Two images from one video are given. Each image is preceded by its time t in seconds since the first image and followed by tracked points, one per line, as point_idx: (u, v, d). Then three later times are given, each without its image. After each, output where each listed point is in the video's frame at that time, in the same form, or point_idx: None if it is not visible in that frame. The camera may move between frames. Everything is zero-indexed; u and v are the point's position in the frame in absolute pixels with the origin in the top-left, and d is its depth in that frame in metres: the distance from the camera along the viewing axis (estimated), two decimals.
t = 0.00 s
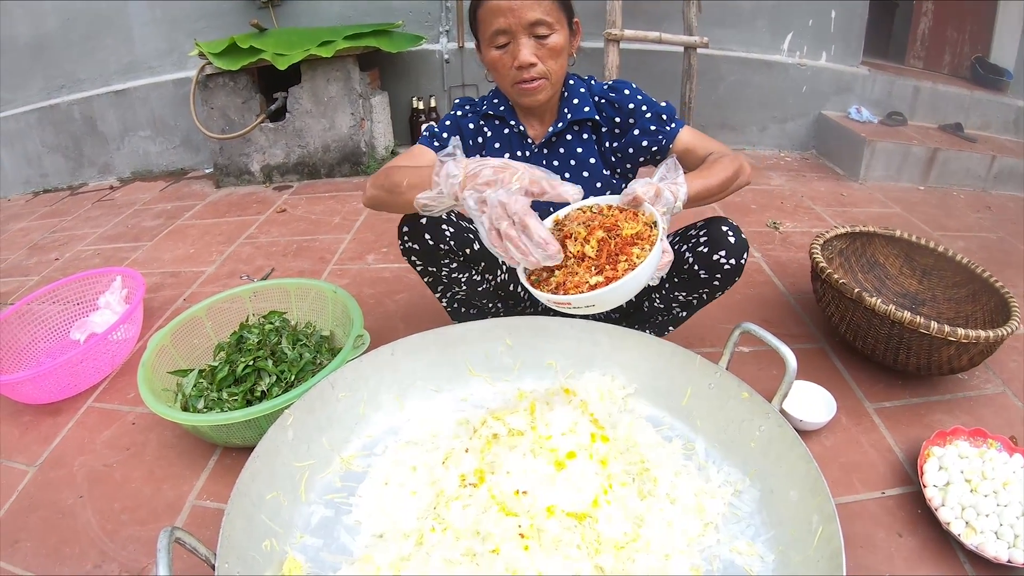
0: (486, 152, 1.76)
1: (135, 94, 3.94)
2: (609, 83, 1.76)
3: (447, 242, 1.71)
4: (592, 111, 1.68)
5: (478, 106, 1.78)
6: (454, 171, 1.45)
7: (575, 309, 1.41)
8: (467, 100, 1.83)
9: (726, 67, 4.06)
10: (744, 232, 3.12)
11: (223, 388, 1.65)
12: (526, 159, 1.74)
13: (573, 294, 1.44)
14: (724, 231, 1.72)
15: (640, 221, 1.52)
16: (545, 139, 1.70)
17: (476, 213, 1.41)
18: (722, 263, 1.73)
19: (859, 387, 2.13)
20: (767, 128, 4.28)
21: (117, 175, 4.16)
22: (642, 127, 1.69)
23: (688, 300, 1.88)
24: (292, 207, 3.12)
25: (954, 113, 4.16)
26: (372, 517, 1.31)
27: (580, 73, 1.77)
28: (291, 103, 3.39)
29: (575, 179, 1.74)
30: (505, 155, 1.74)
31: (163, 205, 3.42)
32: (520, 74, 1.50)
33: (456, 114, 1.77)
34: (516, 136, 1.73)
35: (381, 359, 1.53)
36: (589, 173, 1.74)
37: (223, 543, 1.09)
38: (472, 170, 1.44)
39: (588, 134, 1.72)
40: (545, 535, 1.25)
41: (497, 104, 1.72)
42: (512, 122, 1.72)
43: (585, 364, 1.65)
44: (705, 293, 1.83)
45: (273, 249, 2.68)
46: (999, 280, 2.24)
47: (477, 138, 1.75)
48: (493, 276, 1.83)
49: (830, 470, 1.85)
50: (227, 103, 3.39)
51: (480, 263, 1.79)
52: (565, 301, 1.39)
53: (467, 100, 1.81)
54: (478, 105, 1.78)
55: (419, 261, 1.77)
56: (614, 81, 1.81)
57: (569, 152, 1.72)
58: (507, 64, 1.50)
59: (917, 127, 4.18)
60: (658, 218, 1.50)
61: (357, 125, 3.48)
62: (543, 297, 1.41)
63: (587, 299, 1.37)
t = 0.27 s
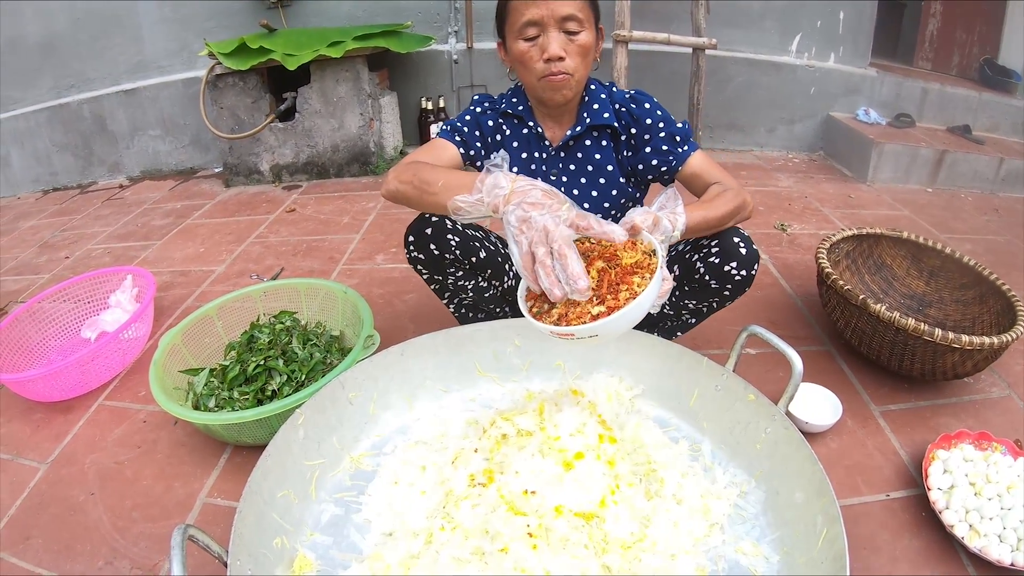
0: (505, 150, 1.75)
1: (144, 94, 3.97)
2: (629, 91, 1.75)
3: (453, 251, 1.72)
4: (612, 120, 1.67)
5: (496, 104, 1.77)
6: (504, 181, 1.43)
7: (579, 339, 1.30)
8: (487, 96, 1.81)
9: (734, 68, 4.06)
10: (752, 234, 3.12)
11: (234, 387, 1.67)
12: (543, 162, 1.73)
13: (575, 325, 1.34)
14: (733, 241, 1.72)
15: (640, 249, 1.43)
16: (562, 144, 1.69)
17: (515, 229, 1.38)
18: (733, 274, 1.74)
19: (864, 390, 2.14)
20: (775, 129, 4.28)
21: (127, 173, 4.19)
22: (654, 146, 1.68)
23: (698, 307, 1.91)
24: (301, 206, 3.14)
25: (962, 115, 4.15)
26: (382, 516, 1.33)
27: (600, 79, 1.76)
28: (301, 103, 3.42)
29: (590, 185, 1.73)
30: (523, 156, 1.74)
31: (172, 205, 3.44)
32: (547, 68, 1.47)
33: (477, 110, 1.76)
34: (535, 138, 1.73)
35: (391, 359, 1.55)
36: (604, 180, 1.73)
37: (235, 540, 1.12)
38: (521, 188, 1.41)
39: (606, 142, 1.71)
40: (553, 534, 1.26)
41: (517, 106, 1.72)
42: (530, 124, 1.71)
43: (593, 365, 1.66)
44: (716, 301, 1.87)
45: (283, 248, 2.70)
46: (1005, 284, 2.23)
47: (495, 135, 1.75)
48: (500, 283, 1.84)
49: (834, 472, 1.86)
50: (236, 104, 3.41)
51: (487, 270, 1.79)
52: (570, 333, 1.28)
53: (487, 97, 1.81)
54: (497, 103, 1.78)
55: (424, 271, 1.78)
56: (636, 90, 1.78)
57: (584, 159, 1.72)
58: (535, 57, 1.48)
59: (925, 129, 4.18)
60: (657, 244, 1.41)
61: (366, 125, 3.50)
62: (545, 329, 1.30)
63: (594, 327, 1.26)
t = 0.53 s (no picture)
0: (524, 145, 1.71)
1: (148, 92, 3.98)
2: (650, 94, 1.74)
3: (455, 265, 1.70)
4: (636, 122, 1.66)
5: (520, 97, 1.71)
6: (535, 191, 1.44)
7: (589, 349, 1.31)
8: (509, 87, 1.75)
9: (737, 70, 4.06)
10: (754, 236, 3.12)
11: (236, 384, 1.67)
12: (563, 160, 1.69)
13: (585, 334, 1.34)
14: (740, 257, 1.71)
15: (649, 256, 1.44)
16: (584, 143, 1.66)
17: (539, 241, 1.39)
18: (735, 291, 1.75)
19: (865, 392, 2.13)
20: (777, 132, 4.28)
21: (130, 171, 4.20)
22: (671, 152, 1.69)
23: (698, 319, 1.91)
24: (304, 205, 3.15)
25: (966, 119, 4.15)
26: (382, 514, 1.33)
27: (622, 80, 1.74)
28: (304, 102, 3.43)
29: (608, 186, 1.71)
30: (543, 152, 1.70)
31: (176, 202, 3.45)
32: (579, 63, 1.45)
33: (500, 102, 1.70)
34: (556, 134, 1.68)
35: (392, 357, 1.55)
36: (622, 181, 1.71)
37: (235, 536, 1.12)
38: (551, 201, 1.42)
39: (627, 143, 1.69)
40: (552, 533, 1.26)
41: (541, 101, 1.67)
42: (554, 120, 1.66)
43: (594, 365, 1.67)
44: (715, 313, 1.86)
45: (285, 246, 2.71)
46: (1008, 288, 2.23)
47: (517, 129, 1.69)
48: (503, 293, 1.79)
49: (835, 474, 1.85)
50: (239, 102, 3.42)
51: (489, 281, 1.75)
52: (581, 342, 1.29)
53: (508, 88, 1.74)
54: (520, 95, 1.72)
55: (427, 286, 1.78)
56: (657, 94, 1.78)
57: (604, 159, 1.69)
58: (568, 51, 1.45)
59: (927, 132, 4.18)
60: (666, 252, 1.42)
61: (369, 125, 3.51)
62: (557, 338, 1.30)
63: (605, 338, 1.27)
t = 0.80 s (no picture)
0: (526, 142, 1.69)
1: (144, 89, 3.97)
2: (651, 96, 1.75)
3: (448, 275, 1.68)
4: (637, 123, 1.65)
5: (523, 94, 1.69)
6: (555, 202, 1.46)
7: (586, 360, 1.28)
8: (511, 83, 1.74)
9: (734, 72, 4.05)
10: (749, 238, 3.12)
11: (226, 384, 1.66)
12: (563, 159, 1.68)
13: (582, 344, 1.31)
14: (734, 265, 1.71)
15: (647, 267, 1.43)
16: (586, 142, 1.65)
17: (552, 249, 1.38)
18: (729, 298, 1.74)
19: (859, 396, 2.13)
20: (774, 134, 4.28)
21: (126, 169, 4.19)
22: (670, 154, 1.69)
23: (691, 326, 1.91)
24: (299, 204, 3.14)
25: (963, 122, 4.15)
26: (371, 515, 1.32)
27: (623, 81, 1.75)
28: (301, 101, 3.42)
29: (607, 186, 1.70)
30: (545, 151, 1.68)
31: (171, 200, 3.44)
32: (589, 65, 1.44)
33: (504, 99, 1.68)
34: (558, 133, 1.67)
35: (383, 358, 1.55)
36: (622, 181, 1.71)
37: (223, 536, 1.11)
38: (568, 213, 1.44)
39: (627, 144, 1.68)
40: (541, 536, 1.26)
41: (544, 99, 1.66)
42: (557, 117, 1.65)
43: (586, 367, 1.66)
44: (708, 320, 1.86)
45: (280, 246, 2.70)
46: (1003, 293, 2.23)
47: (519, 126, 1.68)
48: (497, 300, 1.79)
49: (828, 478, 1.85)
50: (235, 100, 3.41)
51: (483, 289, 1.74)
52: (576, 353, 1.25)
53: (512, 85, 1.72)
54: (522, 92, 1.70)
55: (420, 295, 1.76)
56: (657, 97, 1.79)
57: (604, 160, 1.69)
58: (578, 50, 1.44)
59: (924, 135, 4.18)
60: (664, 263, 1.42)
61: (365, 124, 3.50)
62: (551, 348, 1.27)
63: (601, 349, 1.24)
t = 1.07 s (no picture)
0: (522, 144, 1.69)
1: (141, 90, 3.96)
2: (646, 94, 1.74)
3: (443, 278, 1.69)
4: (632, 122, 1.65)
5: (517, 97, 1.69)
6: (527, 220, 1.41)
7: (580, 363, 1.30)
8: (505, 87, 1.74)
9: (731, 72, 4.05)
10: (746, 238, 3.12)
11: (222, 386, 1.66)
12: (560, 159, 1.68)
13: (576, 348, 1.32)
14: (733, 263, 1.71)
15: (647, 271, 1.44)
16: (582, 143, 1.65)
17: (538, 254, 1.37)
18: (726, 296, 1.75)
19: (855, 395, 2.14)
20: (771, 133, 4.28)
21: (122, 169, 4.18)
22: (666, 154, 1.68)
23: (689, 324, 1.91)
24: (295, 205, 3.13)
25: (959, 121, 4.17)
26: (367, 517, 1.32)
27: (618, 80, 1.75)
28: (296, 101, 3.41)
29: (604, 186, 1.71)
30: (541, 152, 1.68)
31: (167, 201, 3.43)
32: (581, 69, 1.44)
33: (498, 103, 1.67)
34: (554, 134, 1.67)
35: (378, 360, 1.54)
36: (619, 180, 1.71)
37: (219, 539, 1.11)
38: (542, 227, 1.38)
39: (623, 143, 1.69)
40: (536, 538, 1.26)
41: (540, 100, 1.65)
42: (553, 118, 1.65)
43: (582, 368, 1.66)
44: (705, 319, 1.87)
45: (276, 246, 2.70)
46: (999, 292, 2.24)
47: (515, 130, 1.66)
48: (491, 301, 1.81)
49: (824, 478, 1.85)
50: (231, 101, 3.41)
51: (478, 290, 1.76)
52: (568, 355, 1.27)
53: (506, 88, 1.72)
54: (517, 95, 1.70)
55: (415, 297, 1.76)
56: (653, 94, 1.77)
57: (600, 160, 1.69)
58: (569, 55, 1.44)
59: (921, 134, 4.18)
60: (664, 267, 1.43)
61: (361, 124, 3.50)
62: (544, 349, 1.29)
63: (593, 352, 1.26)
